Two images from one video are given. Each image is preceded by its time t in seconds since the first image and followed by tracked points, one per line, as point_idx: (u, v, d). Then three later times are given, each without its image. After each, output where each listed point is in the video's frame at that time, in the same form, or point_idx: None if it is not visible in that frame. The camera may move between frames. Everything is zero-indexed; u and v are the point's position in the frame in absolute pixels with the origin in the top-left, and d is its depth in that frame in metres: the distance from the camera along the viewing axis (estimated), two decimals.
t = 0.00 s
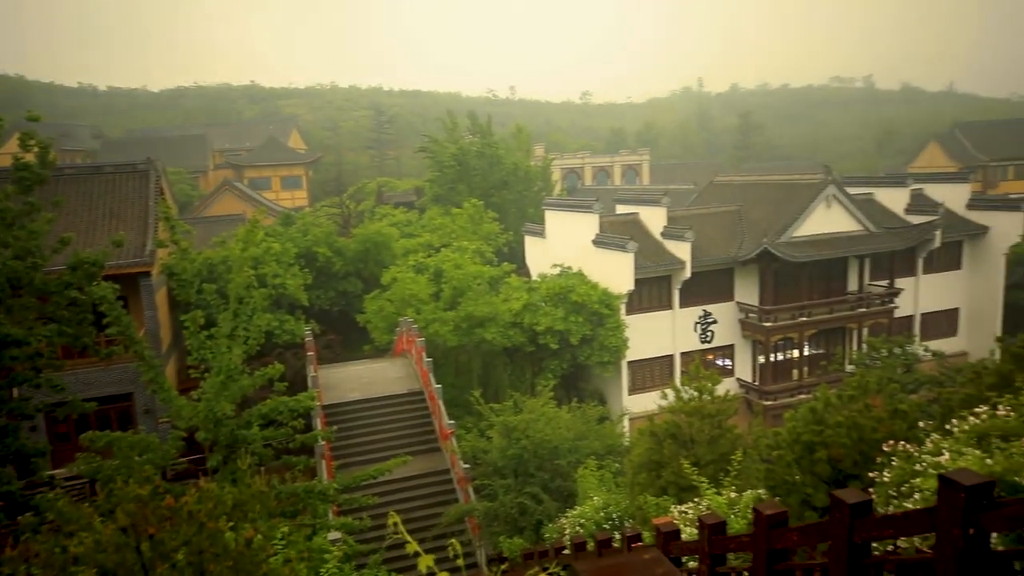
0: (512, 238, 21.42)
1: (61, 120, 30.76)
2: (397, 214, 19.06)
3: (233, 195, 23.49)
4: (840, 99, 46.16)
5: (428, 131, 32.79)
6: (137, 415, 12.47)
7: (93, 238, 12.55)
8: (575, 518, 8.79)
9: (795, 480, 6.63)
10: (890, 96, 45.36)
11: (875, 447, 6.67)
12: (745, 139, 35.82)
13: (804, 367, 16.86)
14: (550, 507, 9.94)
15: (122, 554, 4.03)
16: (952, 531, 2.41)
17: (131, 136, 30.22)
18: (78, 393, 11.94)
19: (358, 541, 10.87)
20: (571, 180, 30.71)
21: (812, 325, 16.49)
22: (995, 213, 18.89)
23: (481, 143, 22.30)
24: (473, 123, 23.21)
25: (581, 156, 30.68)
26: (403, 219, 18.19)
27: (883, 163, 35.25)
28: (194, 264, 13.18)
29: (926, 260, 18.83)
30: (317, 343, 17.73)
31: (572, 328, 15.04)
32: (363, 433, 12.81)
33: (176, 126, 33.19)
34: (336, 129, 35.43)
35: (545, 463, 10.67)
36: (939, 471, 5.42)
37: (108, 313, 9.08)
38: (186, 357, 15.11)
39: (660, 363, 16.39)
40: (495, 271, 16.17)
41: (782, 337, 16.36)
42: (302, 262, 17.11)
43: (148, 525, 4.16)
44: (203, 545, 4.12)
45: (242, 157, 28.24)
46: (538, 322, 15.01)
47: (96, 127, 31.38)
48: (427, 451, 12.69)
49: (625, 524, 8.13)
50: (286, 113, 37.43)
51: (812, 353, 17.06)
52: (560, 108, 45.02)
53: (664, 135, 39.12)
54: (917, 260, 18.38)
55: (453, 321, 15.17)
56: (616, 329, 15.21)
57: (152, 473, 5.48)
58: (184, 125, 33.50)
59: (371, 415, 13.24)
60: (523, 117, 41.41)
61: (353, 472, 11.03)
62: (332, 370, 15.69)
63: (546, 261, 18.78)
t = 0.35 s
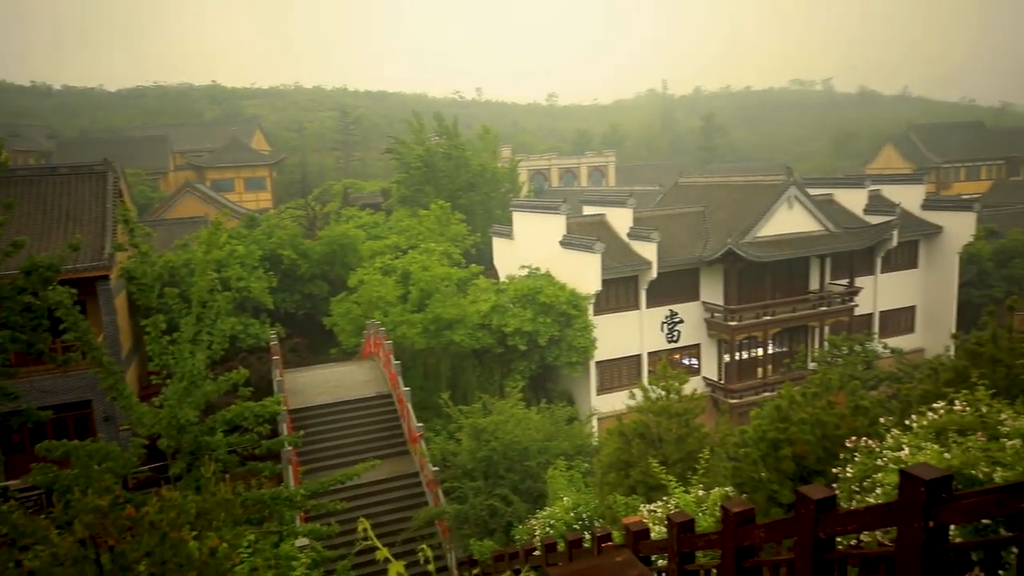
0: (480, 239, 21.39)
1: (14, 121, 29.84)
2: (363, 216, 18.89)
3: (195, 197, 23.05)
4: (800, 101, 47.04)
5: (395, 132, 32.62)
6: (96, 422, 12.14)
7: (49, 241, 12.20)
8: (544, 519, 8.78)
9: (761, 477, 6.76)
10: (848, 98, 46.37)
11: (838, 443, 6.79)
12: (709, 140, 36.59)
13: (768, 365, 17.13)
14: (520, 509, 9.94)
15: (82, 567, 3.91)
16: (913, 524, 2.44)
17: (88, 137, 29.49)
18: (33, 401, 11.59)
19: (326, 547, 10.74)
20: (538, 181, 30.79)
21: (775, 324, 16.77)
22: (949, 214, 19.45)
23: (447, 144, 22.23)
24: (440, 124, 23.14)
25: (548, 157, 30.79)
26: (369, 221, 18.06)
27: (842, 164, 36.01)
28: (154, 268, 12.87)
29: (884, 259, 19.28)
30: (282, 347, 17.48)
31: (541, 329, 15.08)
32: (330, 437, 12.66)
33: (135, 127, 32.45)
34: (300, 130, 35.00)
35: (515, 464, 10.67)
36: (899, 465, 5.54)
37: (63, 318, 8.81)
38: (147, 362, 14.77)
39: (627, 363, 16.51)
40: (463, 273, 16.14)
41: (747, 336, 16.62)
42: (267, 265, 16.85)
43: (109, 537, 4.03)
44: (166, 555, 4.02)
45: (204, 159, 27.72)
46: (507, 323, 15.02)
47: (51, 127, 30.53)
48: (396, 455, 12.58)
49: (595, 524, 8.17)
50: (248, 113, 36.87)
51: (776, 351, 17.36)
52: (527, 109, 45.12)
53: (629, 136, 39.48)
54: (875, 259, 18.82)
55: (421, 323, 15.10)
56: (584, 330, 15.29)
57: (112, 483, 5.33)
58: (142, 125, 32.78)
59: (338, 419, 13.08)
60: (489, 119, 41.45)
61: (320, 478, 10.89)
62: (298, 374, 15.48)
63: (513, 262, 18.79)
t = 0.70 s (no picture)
0: (452, 241, 21.33)
1: None
2: (334, 218, 18.72)
3: (161, 199, 22.64)
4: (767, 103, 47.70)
5: (366, 133, 32.41)
6: (59, 430, 11.85)
7: (9, 245, 11.87)
8: (519, 520, 8.76)
9: (733, 475, 6.85)
10: (814, 101, 47.18)
11: (808, 441, 6.88)
12: (679, 142, 37.20)
13: (738, 364, 17.33)
14: (494, 511, 9.91)
15: None
16: (882, 518, 2.48)
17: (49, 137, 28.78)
18: None
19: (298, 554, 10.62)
20: (510, 183, 30.79)
21: (745, 323, 16.98)
22: (912, 214, 19.87)
23: (419, 146, 22.13)
24: (411, 125, 23.02)
25: (520, 159, 30.83)
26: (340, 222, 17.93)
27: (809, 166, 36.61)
28: (119, 272, 12.59)
29: (849, 259, 19.64)
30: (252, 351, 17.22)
31: (514, 331, 15.07)
32: (301, 442, 12.51)
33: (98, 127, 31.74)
34: (269, 131, 34.54)
35: (489, 466, 10.65)
36: (867, 462, 5.63)
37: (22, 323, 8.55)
38: (112, 368, 14.46)
39: (599, 364, 16.56)
40: (435, 275, 16.06)
41: (718, 335, 16.81)
42: (235, 268, 16.60)
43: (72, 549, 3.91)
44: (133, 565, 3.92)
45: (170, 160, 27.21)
46: (479, 325, 14.99)
47: (9, 128, 29.71)
48: (368, 459, 12.48)
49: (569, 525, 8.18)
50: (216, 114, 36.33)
51: (746, 350, 17.58)
52: (498, 111, 45.13)
53: (601, 137, 39.68)
54: (841, 259, 19.15)
55: (393, 326, 15.01)
56: (557, 331, 15.32)
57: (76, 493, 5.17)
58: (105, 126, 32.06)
59: (310, 423, 12.93)
60: (461, 120, 41.39)
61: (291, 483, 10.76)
62: (269, 377, 15.27)
63: (486, 264, 18.76)
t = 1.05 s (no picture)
0: (426, 242, 21.25)
1: None
2: (306, 220, 18.54)
3: (128, 201, 22.22)
4: (737, 106, 48.29)
5: (339, 134, 32.18)
6: (22, 438, 11.57)
7: None
8: (494, 522, 8.74)
9: (706, 474, 6.92)
10: (782, 104, 47.97)
11: (779, 439, 6.98)
12: (652, 144, 37.43)
13: (710, 364, 17.51)
14: (470, 513, 9.87)
15: None
16: (851, 514, 2.52)
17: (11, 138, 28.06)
18: None
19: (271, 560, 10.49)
20: (484, 184, 30.74)
21: (717, 323, 17.16)
22: (877, 214, 20.26)
23: (392, 147, 22.00)
24: (384, 127, 22.89)
25: (493, 160, 30.82)
26: (312, 224, 17.80)
27: (778, 167, 37.15)
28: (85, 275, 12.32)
29: (818, 259, 19.94)
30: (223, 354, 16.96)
31: (488, 332, 15.05)
32: (273, 447, 12.34)
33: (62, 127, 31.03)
34: (240, 132, 34.07)
35: (464, 468, 10.63)
36: (836, 459, 5.72)
37: None
38: (77, 373, 14.15)
39: (574, 364, 16.62)
40: (409, 276, 15.98)
41: (690, 335, 16.97)
42: (205, 271, 16.35)
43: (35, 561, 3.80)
44: None
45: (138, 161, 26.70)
46: (454, 326, 14.94)
47: None
48: (342, 463, 12.37)
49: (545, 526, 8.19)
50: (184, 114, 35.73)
51: (718, 350, 17.77)
52: (472, 112, 45.05)
53: (574, 139, 39.81)
54: (811, 259, 19.45)
55: (367, 328, 14.91)
56: (531, 332, 15.35)
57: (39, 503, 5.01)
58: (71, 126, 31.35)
59: (283, 427, 12.78)
60: (434, 122, 41.27)
61: (263, 488, 10.63)
62: (240, 382, 15.07)
63: (460, 265, 18.72)
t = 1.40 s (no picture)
0: (400, 244, 21.14)
1: None
2: (278, 222, 18.34)
3: (94, 203, 21.77)
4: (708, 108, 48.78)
5: (311, 136, 31.91)
6: None
7: None
8: (469, 525, 8.71)
9: (680, 474, 6.98)
10: (752, 108, 48.67)
11: (751, 438, 7.06)
12: (625, 146, 37.60)
13: (684, 364, 17.66)
14: (446, 516, 9.85)
15: None
16: (823, 512, 2.55)
17: None
18: None
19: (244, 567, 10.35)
20: (458, 185, 30.65)
21: (690, 323, 17.33)
22: (845, 215, 20.63)
23: (365, 148, 21.85)
24: (357, 128, 22.74)
25: (467, 162, 30.76)
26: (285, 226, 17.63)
27: (749, 168, 37.60)
28: (49, 279, 12.02)
29: (788, 259, 20.23)
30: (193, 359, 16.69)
31: (463, 334, 15.02)
32: (245, 452, 12.18)
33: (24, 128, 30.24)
34: (210, 133, 33.55)
35: (439, 471, 10.61)
36: (807, 457, 5.80)
37: None
38: (40, 380, 13.79)
39: (549, 365, 16.65)
40: (383, 279, 15.88)
41: (664, 335, 17.11)
42: (175, 274, 16.06)
43: None
44: None
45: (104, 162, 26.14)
46: (429, 329, 14.89)
47: None
48: (316, 467, 12.25)
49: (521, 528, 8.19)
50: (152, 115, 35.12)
51: (691, 349, 17.94)
52: (445, 113, 44.91)
53: (547, 140, 39.88)
54: (781, 259, 19.73)
55: (340, 331, 14.80)
56: (506, 333, 15.36)
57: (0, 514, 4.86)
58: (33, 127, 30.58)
59: (255, 432, 12.61)
60: (408, 123, 41.09)
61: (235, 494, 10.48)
62: (211, 386, 14.85)
63: (434, 267, 18.66)
